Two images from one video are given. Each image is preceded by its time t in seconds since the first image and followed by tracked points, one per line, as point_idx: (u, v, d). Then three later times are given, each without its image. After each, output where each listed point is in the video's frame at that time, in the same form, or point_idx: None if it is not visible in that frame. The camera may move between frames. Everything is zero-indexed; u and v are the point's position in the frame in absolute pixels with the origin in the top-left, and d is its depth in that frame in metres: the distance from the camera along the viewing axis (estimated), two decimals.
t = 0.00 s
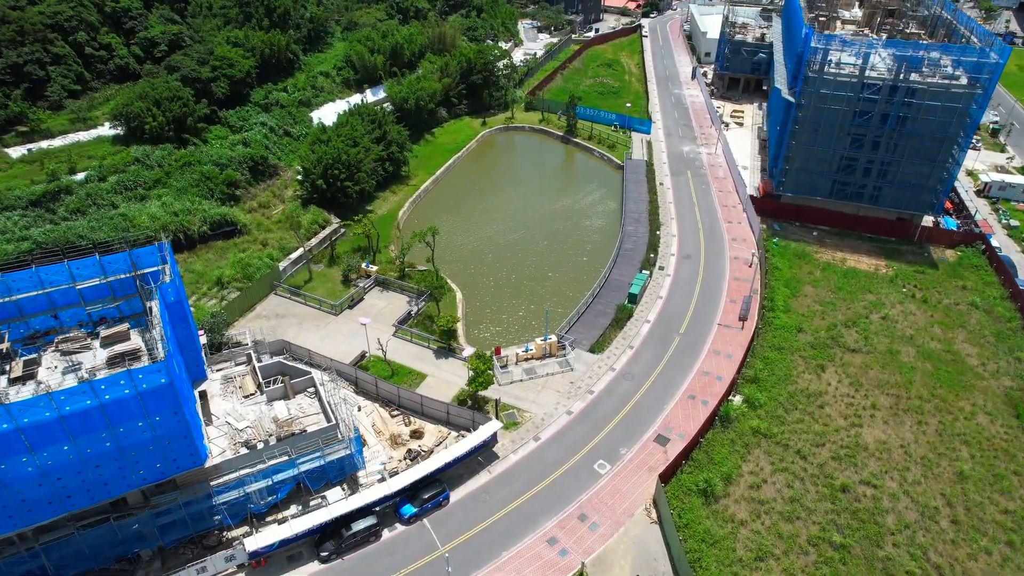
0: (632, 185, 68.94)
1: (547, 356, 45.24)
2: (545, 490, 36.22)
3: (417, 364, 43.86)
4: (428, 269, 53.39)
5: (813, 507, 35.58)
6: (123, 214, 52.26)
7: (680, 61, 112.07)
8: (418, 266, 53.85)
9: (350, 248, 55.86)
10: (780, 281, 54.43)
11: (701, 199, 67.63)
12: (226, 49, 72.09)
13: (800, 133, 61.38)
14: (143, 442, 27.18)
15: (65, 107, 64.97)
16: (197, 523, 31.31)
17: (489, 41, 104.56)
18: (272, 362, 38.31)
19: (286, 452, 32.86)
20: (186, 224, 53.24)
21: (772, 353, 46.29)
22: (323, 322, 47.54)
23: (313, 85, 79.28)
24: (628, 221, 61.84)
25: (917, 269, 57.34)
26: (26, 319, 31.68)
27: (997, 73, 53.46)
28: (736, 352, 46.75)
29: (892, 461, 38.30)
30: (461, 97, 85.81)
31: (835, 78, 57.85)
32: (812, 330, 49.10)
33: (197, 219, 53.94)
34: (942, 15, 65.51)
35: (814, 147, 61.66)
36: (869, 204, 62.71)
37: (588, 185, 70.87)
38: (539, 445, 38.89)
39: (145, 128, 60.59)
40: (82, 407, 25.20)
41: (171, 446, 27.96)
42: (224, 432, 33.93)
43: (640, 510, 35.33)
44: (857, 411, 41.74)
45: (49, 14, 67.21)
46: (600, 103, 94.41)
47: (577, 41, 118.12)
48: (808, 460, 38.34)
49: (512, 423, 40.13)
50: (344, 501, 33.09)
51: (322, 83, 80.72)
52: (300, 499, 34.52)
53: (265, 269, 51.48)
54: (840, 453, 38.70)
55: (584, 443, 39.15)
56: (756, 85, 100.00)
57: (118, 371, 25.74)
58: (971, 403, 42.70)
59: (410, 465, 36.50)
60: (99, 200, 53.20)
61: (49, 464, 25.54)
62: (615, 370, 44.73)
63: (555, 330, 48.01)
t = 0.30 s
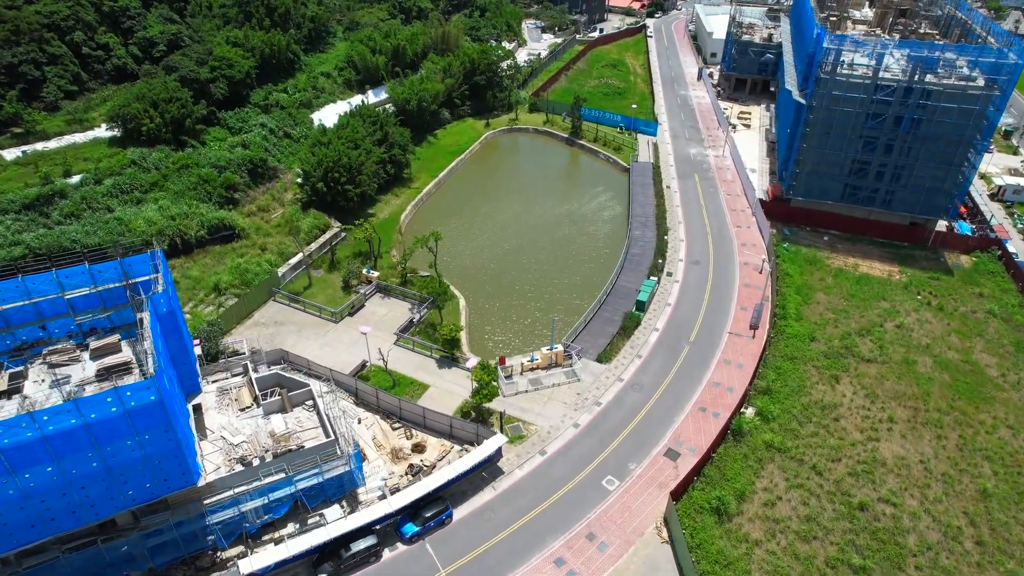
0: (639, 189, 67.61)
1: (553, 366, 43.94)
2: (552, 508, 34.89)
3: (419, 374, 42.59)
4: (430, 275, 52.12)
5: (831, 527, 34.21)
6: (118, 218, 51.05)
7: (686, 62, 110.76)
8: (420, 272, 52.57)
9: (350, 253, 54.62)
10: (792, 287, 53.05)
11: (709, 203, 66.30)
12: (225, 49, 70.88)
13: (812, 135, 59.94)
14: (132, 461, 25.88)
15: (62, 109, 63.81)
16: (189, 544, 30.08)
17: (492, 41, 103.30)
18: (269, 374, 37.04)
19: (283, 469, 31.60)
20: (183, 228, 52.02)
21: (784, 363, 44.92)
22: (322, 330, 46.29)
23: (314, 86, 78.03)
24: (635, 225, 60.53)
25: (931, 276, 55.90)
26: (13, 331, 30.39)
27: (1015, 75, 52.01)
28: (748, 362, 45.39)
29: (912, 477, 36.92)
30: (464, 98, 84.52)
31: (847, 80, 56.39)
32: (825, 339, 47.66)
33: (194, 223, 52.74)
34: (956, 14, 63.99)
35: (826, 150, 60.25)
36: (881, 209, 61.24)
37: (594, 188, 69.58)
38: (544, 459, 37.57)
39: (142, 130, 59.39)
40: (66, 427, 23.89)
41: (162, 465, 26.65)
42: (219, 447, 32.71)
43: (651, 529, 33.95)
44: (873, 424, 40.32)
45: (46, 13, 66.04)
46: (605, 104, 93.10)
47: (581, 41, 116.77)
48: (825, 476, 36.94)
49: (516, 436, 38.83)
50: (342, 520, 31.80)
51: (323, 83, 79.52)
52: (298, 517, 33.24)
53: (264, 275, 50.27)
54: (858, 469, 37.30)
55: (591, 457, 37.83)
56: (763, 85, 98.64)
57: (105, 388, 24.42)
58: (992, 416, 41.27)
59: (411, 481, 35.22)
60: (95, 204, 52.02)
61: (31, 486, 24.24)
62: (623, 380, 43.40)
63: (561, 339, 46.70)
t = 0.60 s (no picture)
0: (645, 192, 66.41)
1: (558, 376, 42.78)
2: (558, 526, 33.67)
3: (420, 385, 41.46)
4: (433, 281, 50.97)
5: (848, 546, 32.97)
6: (114, 223, 49.93)
7: (691, 63, 109.55)
8: (422, 278, 51.41)
9: (351, 258, 53.46)
10: (802, 295, 51.78)
11: (716, 207, 65.12)
12: (224, 50, 69.74)
13: (822, 138, 58.54)
14: (121, 483, 24.72)
15: (58, 110, 62.73)
16: (182, 565, 28.93)
17: (495, 42, 102.16)
18: (266, 386, 35.88)
19: (279, 487, 30.45)
20: (180, 233, 50.89)
21: (796, 373, 43.67)
22: (322, 339, 45.16)
23: (315, 87, 76.87)
24: (641, 230, 59.33)
25: (945, 282, 54.57)
26: None
27: None
28: (759, 372, 44.15)
29: (931, 494, 35.67)
30: (467, 100, 83.34)
31: (859, 82, 55.04)
32: (838, 348, 46.36)
33: (191, 228, 51.63)
34: (969, 15, 62.62)
35: (836, 153, 58.87)
36: (893, 214, 59.91)
37: (598, 192, 68.38)
38: (550, 475, 36.36)
39: (139, 132, 58.27)
40: (50, 449, 22.75)
41: (152, 486, 25.49)
42: (214, 463, 31.59)
43: (661, 548, 32.72)
44: (890, 437, 39.02)
45: (42, 13, 64.97)
46: (609, 106, 91.92)
47: (585, 41, 115.56)
48: (841, 493, 35.67)
49: (521, 450, 37.65)
50: (341, 540, 30.60)
51: (324, 84, 78.37)
52: (295, 535, 32.01)
53: (262, 281, 49.16)
54: (874, 485, 36.02)
55: (599, 472, 36.63)
56: (770, 87, 97.43)
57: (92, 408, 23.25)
58: (1012, 430, 39.99)
59: (413, 498, 34.06)
60: (90, 208, 50.92)
61: (14, 510, 23.09)
62: (631, 391, 42.20)
63: (566, 348, 45.51)
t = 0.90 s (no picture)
0: (649, 197, 65.29)
1: (563, 389, 41.71)
2: (563, 547, 32.56)
3: (421, 398, 40.39)
4: (433, 290, 49.90)
5: (863, 570, 31.83)
6: (107, 230, 48.83)
7: (694, 64, 108.42)
8: (423, 287, 50.34)
9: (350, 266, 52.38)
10: (811, 304, 50.64)
11: (722, 213, 64.03)
12: (221, 52, 68.64)
13: (830, 143, 57.27)
14: (107, 510, 23.68)
15: (52, 114, 61.63)
16: None
17: (496, 44, 101.10)
18: (262, 401, 34.76)
19: (275, 509, 29.40)
20: (176, 240, 49.79)
21: (806, 386, 42.53)
22: (320, 350, 44.11)
23: (314, 89, 75.76)
24: (646, 236, 58.22)
25: (957, 290, 53.36)
26: None
27: None
28: (768, 385, 43.03)
29: (948, 514, 34.53)
30: (468, 102, 82.26)
31: (869, 85, 53.79)
32: (848, 359, 45.18)
33: (187, 234, 50.55)
34: (980, 16, 61.35)
35: (845, 158, 57.58)
36: (902, 220, 58.71)
37: (601, 197, 67.27)
38: (555, 493, 35.26)
39: (134, 136, 57.15)
40: (31, 478, 21.66)
41: (140, 513, 24.43)
42: (207, 483, 30.55)
43: (670, 571, 31.59)
44: (905, 454, 37.83)
45: (36, 14, 63.86)
46: (612, 108, 90.83)
47: (587, 43, 114.52)
48: (855, 512, 34.51)
49: (525, 466, 36.57)
50: (339, 564, 29.48)
51: (323, 87, 77.26)
52: (292, 557, 30.87)
53: (259, 290, 48.12)
54: (890, 504, 34.84)
55: (605, 491, 35.52)
56: (774, 89, 96.31)
57: (75, 434, 22.15)
58: None
59: (413, 517, 33.00)
60: (83, 214, 49.83)
61: None
62: (637, 405, 41.10)
63: (570, 359, 44.43)
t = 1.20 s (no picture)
0: (653, 201, 64.25)
1: (566, 400, 40.68)
2: (568, 567, 31.46)
3: (421, 409, 39.36)
4: (434, 296, 48.86)
5: None
6: (100, 235, 47.75)
7: (697, 65, 107.44)
8: (423, 293, 49.28)
9: (349, 271, 51.34)
10: (820, 311, 49.56)
11: (728, 217, 62.97)
12: (219, 53, 67.61)
13: (838, 146, 56.16)
14: (91, 534, 22.68)
15: (46, 116, 60.55)
16: None
17: (498, 45, 100.12)
18: (257, 415, 33.66)
19: (269, 529, 28.32)
20: (171, 246, 48.70)
21: (816, 396, 41.43)
22: (317, 359, 43.07)
23: (313, 91, 74.70)
24: (650, 241, 57.18)
25: (969, 296, 52.25)
26: None
27: None
28: (777, 395, 41.96)
29: (965, 532, 33.45)
30: (469, 104, 81.21)
31: (878, 87, 52.66)
32: (858, 368, 44.06)
33: (182, 240, 49.49)
34: (989, 17, 60.17)
35: (853, 162, 56.48)
36: (912, 224, 57.57)
37: (604, 200, 66.24)
38: (559, 509, 34.17)
39: (129, 139, 56.08)
40: (10, 505, 20.53)
41: (127, 537, 23.42)
42: (199, 501, 29.54)
43: None
44: (919, 468, 36.73)
45: (30, 15, 62.78)
46: (614, 110, 89.79)
47: (589, 43, 113.54)
48: (870, 530, 33.41)
49: (528, 481, 35.49)
50: None
51: (322, 88, 76.21)
52: None
53: (255, 297, 47.09)
54: (905, 521, 33.74)
55: (610, 507, 34.42)
56: (778, 90, 95.31)
57: (55, 457, 20.97)
58: None
59: (413, 535, 31.90)
60: (76, 219, 48.74)
61: None
62: (642, 416, 40.03)
63: (574, 369, 43.35)
